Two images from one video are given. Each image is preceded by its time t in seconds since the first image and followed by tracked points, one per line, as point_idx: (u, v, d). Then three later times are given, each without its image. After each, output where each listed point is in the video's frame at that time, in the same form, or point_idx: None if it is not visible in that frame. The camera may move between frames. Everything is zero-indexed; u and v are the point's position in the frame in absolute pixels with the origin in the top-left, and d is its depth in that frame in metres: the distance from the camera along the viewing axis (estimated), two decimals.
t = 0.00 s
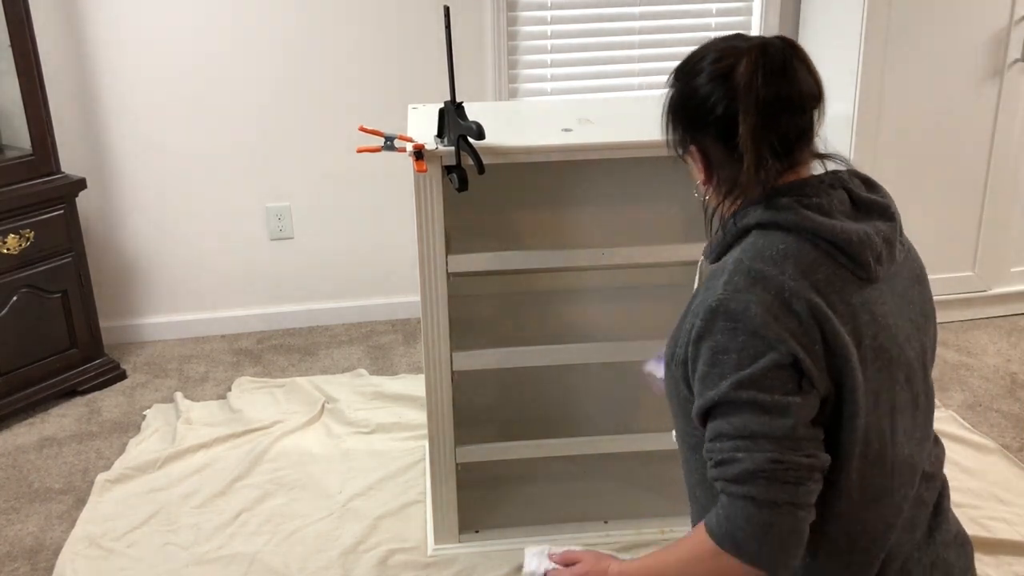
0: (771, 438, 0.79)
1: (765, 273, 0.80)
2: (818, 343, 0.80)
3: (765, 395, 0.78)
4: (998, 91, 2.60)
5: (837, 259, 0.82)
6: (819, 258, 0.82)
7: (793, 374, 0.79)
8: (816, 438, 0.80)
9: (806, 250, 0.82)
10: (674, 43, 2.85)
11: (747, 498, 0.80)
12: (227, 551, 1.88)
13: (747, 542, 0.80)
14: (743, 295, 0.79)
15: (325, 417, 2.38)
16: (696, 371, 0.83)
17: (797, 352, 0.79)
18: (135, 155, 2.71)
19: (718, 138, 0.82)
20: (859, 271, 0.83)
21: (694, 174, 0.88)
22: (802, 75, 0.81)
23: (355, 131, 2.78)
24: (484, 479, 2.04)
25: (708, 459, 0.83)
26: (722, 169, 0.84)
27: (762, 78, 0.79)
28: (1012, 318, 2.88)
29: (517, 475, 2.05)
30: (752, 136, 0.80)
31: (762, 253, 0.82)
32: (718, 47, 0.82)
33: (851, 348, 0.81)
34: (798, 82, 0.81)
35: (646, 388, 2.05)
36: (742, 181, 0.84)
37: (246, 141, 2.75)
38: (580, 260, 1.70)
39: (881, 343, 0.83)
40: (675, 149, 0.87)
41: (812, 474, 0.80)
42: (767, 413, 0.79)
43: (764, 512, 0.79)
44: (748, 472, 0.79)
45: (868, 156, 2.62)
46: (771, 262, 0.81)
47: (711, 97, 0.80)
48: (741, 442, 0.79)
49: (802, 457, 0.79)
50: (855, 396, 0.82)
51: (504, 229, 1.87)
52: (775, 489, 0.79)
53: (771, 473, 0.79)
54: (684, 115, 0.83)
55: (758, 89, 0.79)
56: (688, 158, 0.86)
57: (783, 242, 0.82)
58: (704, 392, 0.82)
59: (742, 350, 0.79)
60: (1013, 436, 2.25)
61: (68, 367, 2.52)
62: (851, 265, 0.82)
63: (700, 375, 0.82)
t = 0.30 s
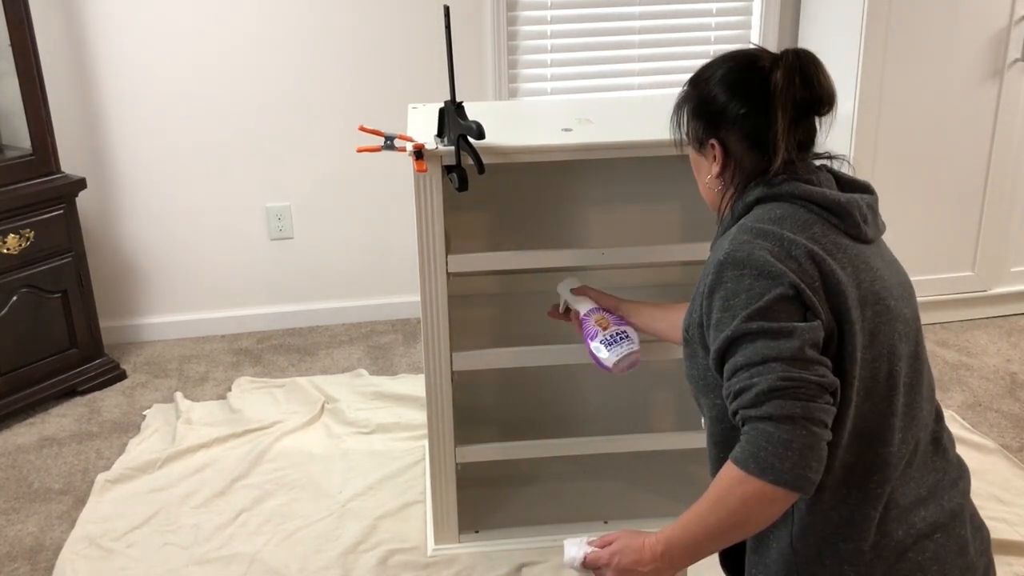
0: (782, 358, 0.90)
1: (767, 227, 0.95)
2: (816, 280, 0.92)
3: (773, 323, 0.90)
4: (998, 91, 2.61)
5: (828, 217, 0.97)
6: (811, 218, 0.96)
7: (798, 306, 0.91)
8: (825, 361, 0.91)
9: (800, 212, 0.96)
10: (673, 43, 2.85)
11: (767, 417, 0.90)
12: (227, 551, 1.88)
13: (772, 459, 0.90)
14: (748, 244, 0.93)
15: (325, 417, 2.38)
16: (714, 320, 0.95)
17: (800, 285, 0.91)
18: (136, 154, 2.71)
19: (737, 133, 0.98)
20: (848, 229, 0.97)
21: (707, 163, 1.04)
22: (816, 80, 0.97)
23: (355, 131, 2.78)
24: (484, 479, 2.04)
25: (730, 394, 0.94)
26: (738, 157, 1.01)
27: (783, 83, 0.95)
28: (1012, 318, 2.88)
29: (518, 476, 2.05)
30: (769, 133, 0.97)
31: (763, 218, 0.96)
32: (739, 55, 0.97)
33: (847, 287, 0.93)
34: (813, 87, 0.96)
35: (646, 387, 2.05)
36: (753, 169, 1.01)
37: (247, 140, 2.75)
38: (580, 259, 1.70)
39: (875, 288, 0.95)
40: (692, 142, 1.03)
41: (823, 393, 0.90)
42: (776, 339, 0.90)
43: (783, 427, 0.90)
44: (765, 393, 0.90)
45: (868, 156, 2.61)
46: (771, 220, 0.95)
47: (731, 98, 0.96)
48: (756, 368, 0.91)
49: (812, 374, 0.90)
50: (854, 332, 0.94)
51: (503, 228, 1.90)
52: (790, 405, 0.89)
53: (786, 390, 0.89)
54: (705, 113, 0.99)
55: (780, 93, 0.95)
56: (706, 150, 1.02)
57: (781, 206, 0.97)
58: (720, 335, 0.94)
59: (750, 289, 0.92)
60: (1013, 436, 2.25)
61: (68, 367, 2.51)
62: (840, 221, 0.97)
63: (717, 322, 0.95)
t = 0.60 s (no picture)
0: (758, 450, 0.79)
1: (729, 289, 0.82)
2: (790, 350, 0.81)
3: (747, 410, 0.79)
4: (998, 91, 2.60)
5: (799, 262, 0.84)
6: (781, 267, 0.83)
7: (772, 384, 0.80)
8: (802, 442, 0.81)
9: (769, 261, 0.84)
10: (674, 43, 2.85)
11: (746, 513, 0.80)
12: (227, 551, 1.88)
13: (754, 556, 0.81)
14: (712, 315, 0.81)
15: (325, 417, 2.38)
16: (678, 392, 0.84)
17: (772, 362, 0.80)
18: (135, 154, 2.71)
19: (670, 154, 0.85)
20: (821, 273, 0.85)
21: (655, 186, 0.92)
22: (742, 84, 0.84)
23: (355, 131, 2.78)
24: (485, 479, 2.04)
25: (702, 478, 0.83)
26: (677, 184, 0.87)
27: (704, 89, 0.83)
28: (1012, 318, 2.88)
29: (518, 475, 2.05)
30: (699, 150, 0.84)
31: (726, 272, 0.83)
32: (666, 66, 0.85)
33: (821, 349, 0.82)
34: (736, 93, 0.83)
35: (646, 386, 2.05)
36: (692, 189, 0.87)
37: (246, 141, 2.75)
38: (580, 259, 1.70)
39: (850, 340, 0.85)
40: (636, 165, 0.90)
41: (804, 479, 0.80)
42: (751, 428, 0.79)
43: (762, 524, 0.80)
44: (743, 488, 0.80)
45: (868, 156, 2.61)
46: (733, 277, 0.83)
47: (662, 113, 0.84)
48: (728, 458, 0.80)
49: (791, 463, 0.80)
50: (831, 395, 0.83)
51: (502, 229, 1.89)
52: (770, 500, 0.79)
53: (765, 485, 0.79)
54: (638, 134, 0.87)
55: (699, 102, 0.83)
56: (645, 172, 0.90)
57: (744, 256, 0.84)
58: (687, 414, 0.83)
59: (718, 368, 0.80)
60: (1013, 436, 2.25)
61: (68, 367, 2.51)
62: (813, 267, 0.84)
63: (682, 398, 0.83)
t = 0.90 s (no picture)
0: (759, 407, 0.86)
1: (723, 272, 0.92)
2: (782, 319, 0.89)
3: (743, 371, 0.87)
4: (998, 91, 2.60)
5: (786, 249, 0.93)
6: (768, 253, 0.93)
7: (767, 349, 0.88)
8: (803, 400, 0.87)
9: (756, 250, 0.94)
10: (674, 43, 2.85)
11: (754, 469, 0.86)
12: (227, 551, 1.88)
13: (766, 512, 0.86)
14: (706, 292, 0.90)
15: (325, 417, 2.38)
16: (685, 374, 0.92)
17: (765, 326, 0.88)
18: (136, 154, 2.71)
19: (672, 183, 0.97)
20: (809, 258, 0.93)
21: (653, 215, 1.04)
22: (739, 119, 0.96)
23: (355, 131, 2.78)
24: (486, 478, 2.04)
25: (713, 448, 0.90)
26: (678, 210, 0.99)
27: (710, 127, 0.94)
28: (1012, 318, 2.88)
29: (518, 475, 2.05)
30: (703, 180, 0.95)
31: (719, 263, 0.93)
32: (667, 108, 0.96)
33: (814, 319, 0.89)
34: (740, 128, 0.95)
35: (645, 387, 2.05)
36: (693, 216, 0.98)
37: (247, 141, 2.75)
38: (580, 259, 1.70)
39: (844, 315, 0.92)
40: (635, 198, 1.02)
41: (806, 434, 0.87)
42: (748, 388, 0.87)
43: (770, 478, 0.86)
44: (747, 444, 0.86)
45: (868, 156, 2.61)
46: (726, 263, 0.93)
47: (665, 150, 0.95)
48: (733, 419, 0.87)
49: (792, 418, 0.86)
50: (828, 362, 0.90)
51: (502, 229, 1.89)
52: (775, 453, 0.86)
53: (767, 439, 0.86)
54: (640, 169, 0.98)
55: (708, 138, 0.94)
56: (647, 202, 1.01)
57: (735, 248, 0.94)
58: (692, 390, 0.91)
59: (715, 338, 0.88)
60: (1013, 436, 2.25)
61: (68, 367, 2.51)
62: (801, 253, 0.93)
63: (688, 376, 0.91)
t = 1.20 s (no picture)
0: (752, 387, 0.97)
1: (713, 285, 1.06)
2: (769, 315, 1.01)
3: (736, 359, 0.99)
4: (998, 91, 2.60)
5: (767, 264, 1.08)
6: (755, 269, 1.07)
7: (758, 339, 0.99)
8: (795, 381, 0.97)
9: (745, 269, 1.07)
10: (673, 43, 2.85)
11: (754, 445, 0.96)
12: (227, 551, 1.88)
13: (771, 484, 0.95)
14: (699, 301, 1.04)
15: (325, 417, 2.38)
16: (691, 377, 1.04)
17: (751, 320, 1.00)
18: (135, 154, 2.71)
19: (680, 227, 1.11)
20: (788, 270, 1.07)
21: (655, 257, 1.17)
22: (739, 169, 1.11)
23: (355, 131, 2.78)
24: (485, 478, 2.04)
25: (720, 438, 1.00)
26: (682, 250, 1.13)
27: (717, 177, 1.09)
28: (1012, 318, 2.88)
29: (517, 476, 2.04)
30: (708, 223, 1.10)
31: (712, 280, 1.07)
32: (672, 159, 1.12)
33: (801, 315, 1.01)
34: (741, 176, 1.11)
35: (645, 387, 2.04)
36: (694, 255, 1.12)
37: (247, 140, 2.75)
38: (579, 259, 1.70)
39: (831, 312, 1.03)
40: (640, 240, 1.15)
41: (800, 409, 0.96)
42: (742, 374, 0.98)
43: (770, 450, 0.95)
44: (746, 422, 0.97)
45: (868, 156, 2.61)
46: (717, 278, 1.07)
47: (673, 197, 1.10)
48: (731, 404, 0.98)
49: (785, 395, 0.96)
50: (817, 351, 1.00)
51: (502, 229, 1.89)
52: (772, 426, 0.95)
53: (763, 415, 0.96)
54: (648, 215, 1.12)
55: (716, 187, 1.09)
56: (654, 244, 1.15)
57: (724, 268, 1.08)
58: (696, 389, 1.02)
59: (711, 337, 1.01)
60: (1012, 436, 2.25)
61: (68, 367, 2.51)
62: (784, 268, 1.07)
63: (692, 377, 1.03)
